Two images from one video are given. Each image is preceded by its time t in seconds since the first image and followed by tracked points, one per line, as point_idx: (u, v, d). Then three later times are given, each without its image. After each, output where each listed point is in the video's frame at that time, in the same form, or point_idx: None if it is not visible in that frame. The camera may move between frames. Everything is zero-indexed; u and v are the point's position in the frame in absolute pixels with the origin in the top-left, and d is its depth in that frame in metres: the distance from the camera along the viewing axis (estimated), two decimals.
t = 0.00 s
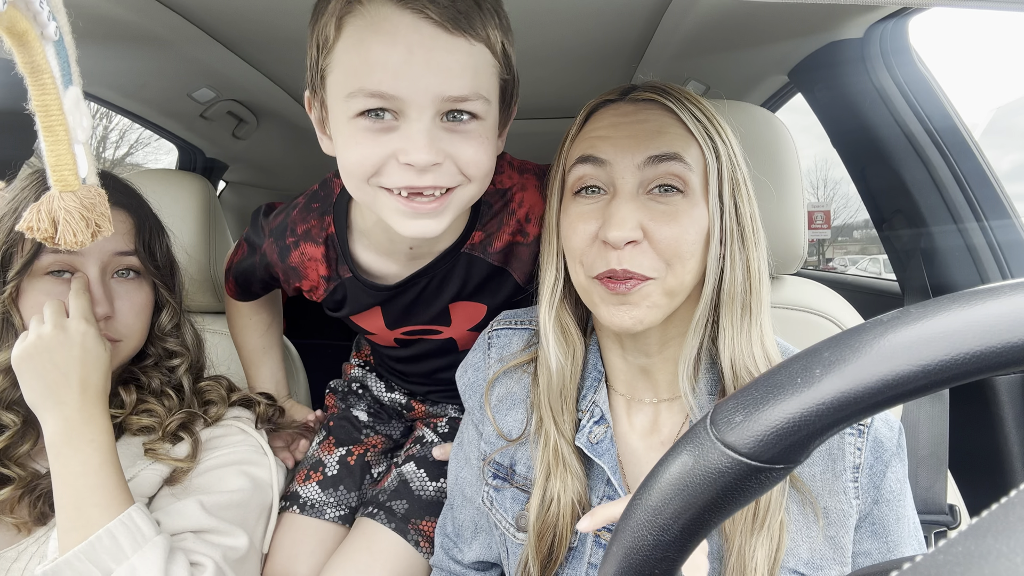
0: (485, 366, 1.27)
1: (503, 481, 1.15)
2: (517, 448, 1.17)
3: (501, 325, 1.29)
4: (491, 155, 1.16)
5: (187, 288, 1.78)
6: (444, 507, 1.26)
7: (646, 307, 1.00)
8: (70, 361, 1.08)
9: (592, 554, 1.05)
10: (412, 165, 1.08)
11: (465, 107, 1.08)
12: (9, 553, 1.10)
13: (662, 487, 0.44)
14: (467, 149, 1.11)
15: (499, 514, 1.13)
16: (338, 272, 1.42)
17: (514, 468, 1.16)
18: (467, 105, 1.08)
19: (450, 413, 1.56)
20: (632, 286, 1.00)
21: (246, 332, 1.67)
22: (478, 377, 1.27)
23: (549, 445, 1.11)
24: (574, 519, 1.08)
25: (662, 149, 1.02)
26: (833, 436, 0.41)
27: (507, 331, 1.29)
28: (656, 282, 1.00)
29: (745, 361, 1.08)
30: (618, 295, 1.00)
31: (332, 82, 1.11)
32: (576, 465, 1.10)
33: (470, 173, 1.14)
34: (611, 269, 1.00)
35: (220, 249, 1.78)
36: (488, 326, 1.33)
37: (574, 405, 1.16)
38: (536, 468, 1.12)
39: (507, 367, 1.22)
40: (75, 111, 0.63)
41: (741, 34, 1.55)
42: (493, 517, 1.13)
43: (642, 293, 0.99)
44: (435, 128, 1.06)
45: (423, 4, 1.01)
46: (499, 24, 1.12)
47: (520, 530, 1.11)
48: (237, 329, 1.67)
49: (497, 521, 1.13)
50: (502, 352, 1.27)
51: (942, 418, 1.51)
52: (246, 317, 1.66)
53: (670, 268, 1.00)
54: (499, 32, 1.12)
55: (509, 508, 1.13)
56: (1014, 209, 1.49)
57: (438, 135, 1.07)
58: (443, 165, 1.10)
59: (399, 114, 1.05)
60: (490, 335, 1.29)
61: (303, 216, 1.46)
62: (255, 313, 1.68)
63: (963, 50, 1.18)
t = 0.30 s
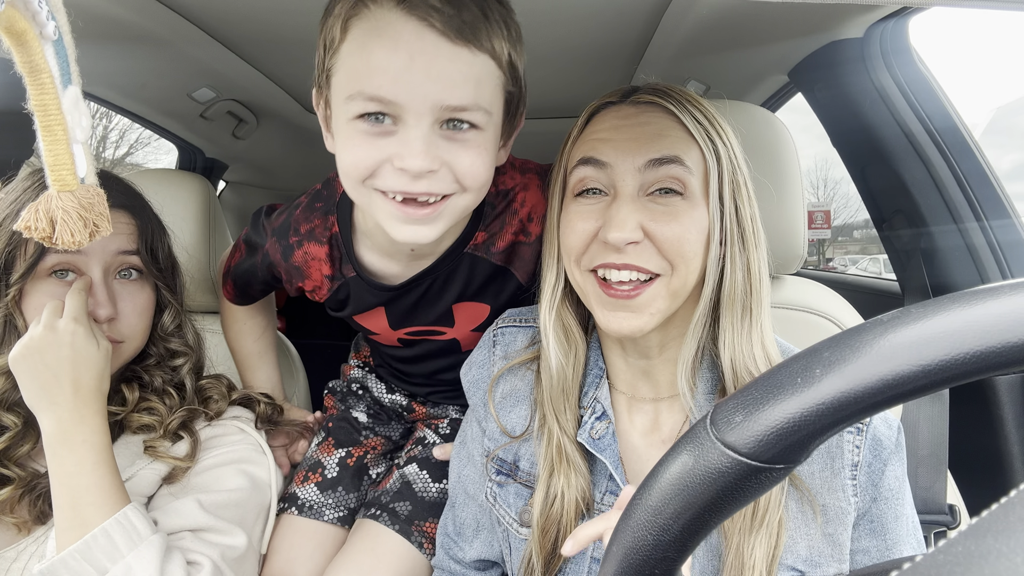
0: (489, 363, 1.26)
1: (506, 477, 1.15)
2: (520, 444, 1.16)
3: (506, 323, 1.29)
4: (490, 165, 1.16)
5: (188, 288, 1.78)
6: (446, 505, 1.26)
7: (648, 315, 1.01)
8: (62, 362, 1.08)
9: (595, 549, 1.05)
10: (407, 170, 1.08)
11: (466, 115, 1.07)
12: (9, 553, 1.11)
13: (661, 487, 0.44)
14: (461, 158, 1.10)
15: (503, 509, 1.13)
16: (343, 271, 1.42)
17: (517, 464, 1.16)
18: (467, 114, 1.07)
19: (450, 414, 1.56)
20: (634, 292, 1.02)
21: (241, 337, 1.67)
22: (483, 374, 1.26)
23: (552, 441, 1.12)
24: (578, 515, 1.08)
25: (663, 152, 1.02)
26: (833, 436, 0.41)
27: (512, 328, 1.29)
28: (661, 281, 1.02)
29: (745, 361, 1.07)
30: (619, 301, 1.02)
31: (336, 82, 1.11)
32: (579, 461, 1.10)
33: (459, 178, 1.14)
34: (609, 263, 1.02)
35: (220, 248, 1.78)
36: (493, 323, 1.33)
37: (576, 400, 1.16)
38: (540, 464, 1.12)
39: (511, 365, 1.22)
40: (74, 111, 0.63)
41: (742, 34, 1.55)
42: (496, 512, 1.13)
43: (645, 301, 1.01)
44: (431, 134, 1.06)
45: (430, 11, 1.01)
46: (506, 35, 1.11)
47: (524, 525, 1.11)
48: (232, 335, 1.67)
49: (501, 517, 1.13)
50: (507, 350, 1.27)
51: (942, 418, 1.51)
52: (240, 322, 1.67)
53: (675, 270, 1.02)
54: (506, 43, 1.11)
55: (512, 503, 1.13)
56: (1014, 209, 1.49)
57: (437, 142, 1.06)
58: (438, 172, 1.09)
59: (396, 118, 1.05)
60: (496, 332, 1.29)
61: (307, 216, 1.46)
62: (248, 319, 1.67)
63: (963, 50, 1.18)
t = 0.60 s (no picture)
0: (492, 362, 1.26)
1: (507, 475, 1.15)
2: (521, 442, 1.16)
3: (507, 322, 1.29)
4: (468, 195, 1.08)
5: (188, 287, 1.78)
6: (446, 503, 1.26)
7: (648, 325, 1.04)
8: (61, 362, 1.08)
9: (596, 545, 1.05)
10: (366, 219, 0.96)
11: (426, 169, 0.92)
12: (10, 553, 1.11)
13: (661, 486, 0.44)
14: (428, 206, 0.96)
15: (504, 506, 1.13)
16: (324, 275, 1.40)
17: (518, 462, 1.16)
18: (427, 167, 0.91)
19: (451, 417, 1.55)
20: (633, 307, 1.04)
21: (239, 338, 1.68)
22: (484, 373, 1.26)
23: (552, 437, 1.12)
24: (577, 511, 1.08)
25: (664, 157, 1.02)
26: (833, 435, 0.41)
27: (513, 328, 1.29)
28: (660, 287, 1.06)
29: (743, 360, 1.07)
30: (619, 315, 1.04)
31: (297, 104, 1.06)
32: (578, 457, 1.10)
33: (442, 223, 1.02)
34: (609, 262, 1.06)
35: (220, 248, 1.78)
36: (496, 322, 1.34)
37: (576, 397, 1.16)
38: (539, 461, 1.12)
39: (513, 363, 1.22)
40: (76, 110, 0.63)
41: (741, 34, 1.55)
42: (498, 509, 1.14)
43: (646, 314, 1.04)
44: (392, 184, 0.92)
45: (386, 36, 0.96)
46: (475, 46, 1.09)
47: (525, 522, 1.11)
48: (231, 335, 1.68)
49: (501, 514, 1.13)
50: (509, 349, 1.27)
51: (942, 418, 1.51)
52: (234, 324, 1.67)
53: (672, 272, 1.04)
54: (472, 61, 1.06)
55: (513, 500, 1.13)
56: (1014, 209, 1.49)
57: (398, 190, 0.93)
58: (397, 222, 0.97)
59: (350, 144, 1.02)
60: (498, 331, 1.30)
61: (290, 217, 1.45)
62: (246, 321, 1.68)
63: (964, 50, 1.18)
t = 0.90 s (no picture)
0: (491, 362, 1.26)
1: (507, 475, 1.15)
2: (521, 443, 1.16)
3: (507, 322, 1.29)
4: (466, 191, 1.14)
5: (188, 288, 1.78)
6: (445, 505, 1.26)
7: (650, 321, 1.03)
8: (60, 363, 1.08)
9: (597, 546, 1.05)
10: (384, 213, 1.07)
11: (435, 151, 1.04)
12: (10, 555, 1.11)
13: (661, 486, 0.44)
14: (438, 189, 1.08)
15: (504, 507, 1.13)
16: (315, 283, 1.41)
17: (519, 462, 1.15)
18: (436, 149, 1.04)
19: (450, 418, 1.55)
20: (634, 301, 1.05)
21: (240, 341, 1.67)
22: (484, 373, 1.26)
23: (552, 437, 1.12)
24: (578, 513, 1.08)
25: (666, 157, 1.02)
26: (834, 435, 0.41)
27: (513, 328, 1.29)
28: (661, 285, 1.06)
29: (743, 357, 1.07)
30: (620, 310, 1.04)
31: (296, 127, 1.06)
32: (579, 457, 1.10)
33: (455, 206, 1.14)
34: (612, 262, 1.05)
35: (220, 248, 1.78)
36: (495, 322, 1.34)
37: (576, 397, 1.16)
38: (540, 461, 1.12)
39: (513, 363, 1.22)
40: (75, 111, 0.63)
41: (741, 34, 1.55)
42: (498, 510, 1.14)
43: (646, 310, 1.03)
44: (405, 173, 1.04)
45: (386, 54, 0.97)
46: (466, 55, 1.08)
47: (525, 522, 1.11)
48: (231, 336, 1.67)
49: (502, 515, 1.13)
50: (508, 349, 1.27)
51: (942, 418, 1.51)
52: (236, 325, 1.66)
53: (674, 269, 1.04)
54: (455, 67, 1.04)
55: (514, 501, 1.13)
56: (1014, 210, 1.50)
57: (411, 179, 1.05)
58: (415, 210, 1.09)
59: (367, 162, 1.02)
60: (497, 332, 1.30)
61: (276, 224, 1.45)
62: (248, 323, 1.67)
63: (964, 51, 1.18)
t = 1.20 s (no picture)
0: (493, 362, 1.26)
1: (509, 475, 1.15)
2: (523, 442, 1.16)
3: (509, 322, 1.30)
4: (472, 199, 1.13)
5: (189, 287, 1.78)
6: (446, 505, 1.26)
7: (652, 315, 1.03)
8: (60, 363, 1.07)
9: (598, 544, 1.04)
10: (386, 215, 1.06)
11: (442, 151, 1.03)
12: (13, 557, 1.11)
13: (661, 486, 0.44)
14: (445, 195, 1.08)
15: (506, 506, 1.13)
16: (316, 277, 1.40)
17: (520, 462, 1.16)
18: (443, 149, 1.03)
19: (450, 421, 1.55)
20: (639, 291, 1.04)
21: (251, 339, 1.67)
22: (486, 373, 1.25)
23: (555, 434, 1.12)
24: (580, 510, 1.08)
25: (671, 164, 1.02)
26: (833, 435, 0.41)
27: (515, 328, 1.29)
28: (663, 285, 1.04)
29: (746, 361, 1.07)
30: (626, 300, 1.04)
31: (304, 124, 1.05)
32: (581, 454, 1.10)
33: (462, 214, 1.13)
34: (615, 266, 1.03)
35: (220, 248, 1.78)
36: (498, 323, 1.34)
37: (578, 397, 1.16)
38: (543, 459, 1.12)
39: (515, 363, 1.22)
40: (75, 111, 0.63)
41: (741, 34, 1.55)
42: (500, 509, 1.14)
43: (648, 302, 1.03)
44: (409, 175, 1.03)
45: (394, 50, 0.96)
46: (476, 58, 1.07)
47: (528, 521, 1.11)
48: (243, 336, 1.67)
49: (504, 514, 1.13)
50: (511, 349, 1.27)
51: (942, 418, 1.51)
52: (247, 322, 1.65)
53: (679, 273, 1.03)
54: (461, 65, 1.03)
55: (516, 500, 1.13)
56: (1014, 209, 1.50)
57: (416, 181, 1.04)
58: (419, 213, 1.08)
59: (372, 162, 1.02)
60: (499, 333, 1.30)
61: (283, 217, 1.44)
62: (261, 321, 1.66)
63: (964, 51, 1.18)
